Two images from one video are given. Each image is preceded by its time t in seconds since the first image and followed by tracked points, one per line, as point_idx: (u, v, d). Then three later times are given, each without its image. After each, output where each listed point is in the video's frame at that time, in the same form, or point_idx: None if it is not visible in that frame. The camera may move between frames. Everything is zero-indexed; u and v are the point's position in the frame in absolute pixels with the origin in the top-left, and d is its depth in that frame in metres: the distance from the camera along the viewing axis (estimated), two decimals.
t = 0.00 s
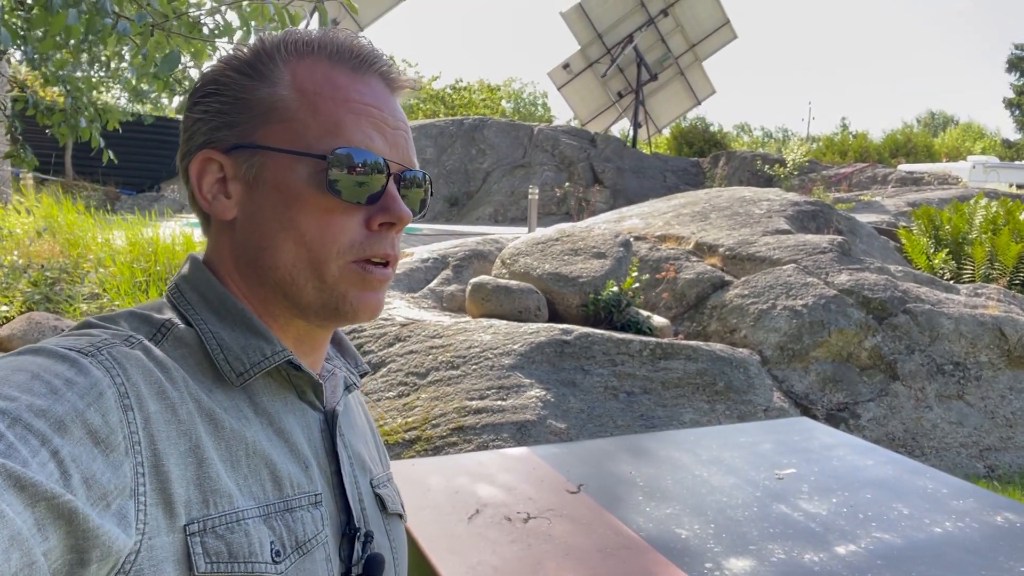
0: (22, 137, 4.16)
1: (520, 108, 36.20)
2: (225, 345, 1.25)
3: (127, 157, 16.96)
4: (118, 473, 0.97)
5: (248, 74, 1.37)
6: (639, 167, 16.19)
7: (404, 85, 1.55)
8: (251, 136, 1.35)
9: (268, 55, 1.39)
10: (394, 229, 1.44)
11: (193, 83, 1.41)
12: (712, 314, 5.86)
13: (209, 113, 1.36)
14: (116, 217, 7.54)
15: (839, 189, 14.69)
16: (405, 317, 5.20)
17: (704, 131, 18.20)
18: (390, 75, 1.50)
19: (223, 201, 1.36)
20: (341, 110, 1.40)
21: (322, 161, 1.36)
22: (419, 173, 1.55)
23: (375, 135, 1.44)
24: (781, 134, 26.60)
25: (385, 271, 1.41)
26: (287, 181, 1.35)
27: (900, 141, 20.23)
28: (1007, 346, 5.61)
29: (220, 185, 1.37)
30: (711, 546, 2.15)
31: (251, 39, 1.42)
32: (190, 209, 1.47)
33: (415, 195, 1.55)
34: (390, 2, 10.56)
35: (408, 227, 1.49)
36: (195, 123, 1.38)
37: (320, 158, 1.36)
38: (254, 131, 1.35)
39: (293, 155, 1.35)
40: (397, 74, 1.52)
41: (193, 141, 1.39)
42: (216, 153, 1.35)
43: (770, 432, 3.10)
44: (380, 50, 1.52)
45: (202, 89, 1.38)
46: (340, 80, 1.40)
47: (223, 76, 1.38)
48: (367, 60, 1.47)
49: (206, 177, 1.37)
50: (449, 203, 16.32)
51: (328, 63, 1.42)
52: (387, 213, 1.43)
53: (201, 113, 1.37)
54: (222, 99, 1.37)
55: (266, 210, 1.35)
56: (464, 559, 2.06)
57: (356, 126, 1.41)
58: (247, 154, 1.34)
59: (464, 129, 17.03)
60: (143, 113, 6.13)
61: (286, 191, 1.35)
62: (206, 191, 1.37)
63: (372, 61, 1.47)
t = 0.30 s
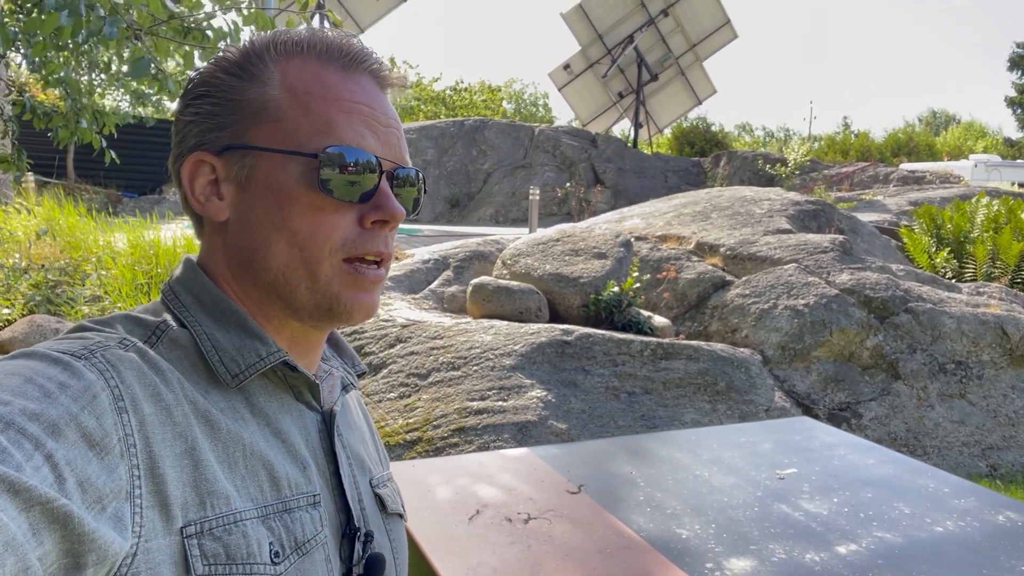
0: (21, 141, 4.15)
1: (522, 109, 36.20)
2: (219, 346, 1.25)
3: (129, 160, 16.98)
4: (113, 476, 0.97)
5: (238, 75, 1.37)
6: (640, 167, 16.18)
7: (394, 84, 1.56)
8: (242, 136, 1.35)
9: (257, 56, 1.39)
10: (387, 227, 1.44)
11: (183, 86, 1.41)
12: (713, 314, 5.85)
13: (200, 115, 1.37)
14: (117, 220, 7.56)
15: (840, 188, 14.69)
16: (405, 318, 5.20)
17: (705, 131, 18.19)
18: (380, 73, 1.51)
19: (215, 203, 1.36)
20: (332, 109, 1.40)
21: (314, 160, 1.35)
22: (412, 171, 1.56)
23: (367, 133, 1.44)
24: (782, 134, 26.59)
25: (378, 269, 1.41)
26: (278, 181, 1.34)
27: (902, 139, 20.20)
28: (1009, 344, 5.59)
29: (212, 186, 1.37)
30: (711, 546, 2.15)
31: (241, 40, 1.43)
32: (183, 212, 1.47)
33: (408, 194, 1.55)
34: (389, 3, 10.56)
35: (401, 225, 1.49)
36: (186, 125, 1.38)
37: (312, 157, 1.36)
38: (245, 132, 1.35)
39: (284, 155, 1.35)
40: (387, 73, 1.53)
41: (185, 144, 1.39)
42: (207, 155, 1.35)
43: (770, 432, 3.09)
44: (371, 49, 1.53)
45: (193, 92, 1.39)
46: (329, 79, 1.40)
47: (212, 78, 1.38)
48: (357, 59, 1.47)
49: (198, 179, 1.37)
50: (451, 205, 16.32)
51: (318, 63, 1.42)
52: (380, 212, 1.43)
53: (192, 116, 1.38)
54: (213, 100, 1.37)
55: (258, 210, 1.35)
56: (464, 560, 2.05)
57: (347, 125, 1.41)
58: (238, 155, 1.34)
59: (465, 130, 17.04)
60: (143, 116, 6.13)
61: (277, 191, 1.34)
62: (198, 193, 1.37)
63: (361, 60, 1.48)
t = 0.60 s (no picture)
0: (22, 142, 4.15)
1: (521, 110, 36.21)
2: (226, 343, 1.26)
3: (128, 162, 16.98)
4: (119, 472, 0.98)
5: (245, 73, 1.37)
6: (639, 168, 16.20)
7: (401, 82, 1.55)
8: (247, 134, 1.35)
9: (264, 53, 1.39)
10: (391, 227, 1.45)
11: (189, 81, 1.41)
12: (713, 314, 5.86)
13: (206, 112, 1.37)
14: (117, 221, 7.56)
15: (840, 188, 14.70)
16: (406, 319, 5.21)
17: (704, 131, 18.20)
18: (387, 71, 1.50)
19: (221, 200, 1.37)
20: (339, 108, 1.40)
21: (320, 159, 1.36)
22: (417, 170, 1.56)
23: (373, 132, 1.44)
24: (781, 134, 26.62)
25: (382, 267, 1.42)
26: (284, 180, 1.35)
27: (901, 139, 20.22)
28: (1009, 343, 5.59)
29: (218, 184, 1.38)
30: (712, 544, 2.15)
31: (247, 36, 1.43)
32: (188, 208, 1.48)
33: (414, 192, 1.55)
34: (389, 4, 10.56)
35: (406, 225, 1.50)
36: (192, 122, 1.39)
37: (318, 156, 1.36)
38: (251, 130, 1.35)
39: (290, 154, 1.35)
40: (394, 71, 1.53)
41: (191, 141, 1.39)
42: (213, 152, 1.35)
43: (771, 430, 3.10)
44: (377, 46, 1.52)
45: (198, 88, 1.39)
46: (336, 77, 1.40)
47: (218, 74, 1.38)
48: (364, 57, 1.47)
49: (204, 176, 1.37)
50: (451, 206, 16.34)
51: (324, 61, 1.42)
52: (385, 212, 1.43)
53: (198, 112, 1.38)
54: (218, 98, 1.37)
55: (263, 209, 1.36)
56: (466, 558, 2.06)
57: (353, 124, 1.41)
58: (244, 153, 1.35)
59: (465, 131, 17.05)
60: (143, 117, 6.14)
61: (283, 190, 1.35)
62: (204, 190, 1.38)
63: (368, 57, 1.47)
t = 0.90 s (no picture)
0: (21, 146, 4.15)
1: (520, 110, 36.22)
2: (230, 347, 1.26)
3: (128, 163, 16.97)
4: (122, 475, 0.98)
5: (254, 78, 1.37)
6: (639, 167, 16.21)
7: (408, 87, 1.55)
8: (257, 142, 1.35)
9: (272, 58, 1.39)
10: (402, 235, 1.45)
11: (196, 85, 1.41)
12: (714, 313, 5.86)
13: (214, 118, 1.37)
14: (117, 223, 7.56)
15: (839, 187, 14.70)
16: (407, 319, 5.21)
17: (704, 130, 18.20)
18: (396, 77, 1.50)
19: (229, 207, 1.37)
20: (349, 116, 1.40)
21: (331, 168, 1.36)
22: (425, 176, 1.56)
23: (384, 140, 1.44)
24: (780, 134, 26.64)
25: (394, 275, 1.42)
26: (295, 188, 1.35)
27: (900, 138, 20.24)
28: (1009, 341, 5.60)
29: (226, 190, 1.38)
30: (715, 544, 2.15)
31: (255, 40, 1.42)
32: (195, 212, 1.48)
33: (421, 197, 1.55)
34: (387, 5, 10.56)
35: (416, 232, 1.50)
36: (199, 126, 1.39)
37: (329, 166, 1.36)
38: (261, 137, 1.35)
39: (301, 162, 1.35)
40: (403, 77, 1.52)
41: (198, 145, 1.39)
42: (222, 159, 1.35)
43: (772, 430, 3.10)
44: (386, 51, 1.52)
45: (205, 93, 1.38)
46: (346, 85, 1.40)
47: (226, 79, 1.38)
48: (374, 63, 1.47)
49: (213, 183, 1.37)
50: (450, 206, 16.34)
51: (334, 67, 1.42)
52: (395, 220, 1.43)
53: (205, 117, 1.38)
54: (226, 103, 1.37)
55: (274, 216, 1.36)
56: (469, 559, 2.06)
57: (364, 132, 1.41)
58: (253, 161, 1.35)
59: (464, 131, 17.07)
60: (143, 119, 6.14)
61: (294, 198, 1.35)
62: (212, 197, 1.38)
63: (378, 64, 1.47)
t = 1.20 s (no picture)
0: (21, 149, 4.16)
1: (518, 112, 36.23)
2: (232, 343, 1.27)
3: (127, 166, 16.98)
4: (124, 470, 0.99)
5: (253, 76, 1.39)
6: (638, 168, 16.22)
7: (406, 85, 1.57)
8: (257, 138, 1.37)
9: (272, 57, 1.41)
10: (404, 229, 1.45)
11: (195, 85, 1.43)
12: (714, 313, 5.87)
13: (214, 115, 1.39)
14: (117, 225, 7.57)
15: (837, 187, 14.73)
16: (407, 320, 5.22)
17: (702, 131, 18.22)
18: (393, 74, 1.52)
19: (231, 204, 1.38)
20: (349, 111, 1.41)
21: (333, 163, 1.37)
22: (425, 172, 1.56)
23: (384, 134, 1.45)
24: (779, 135, 26.67)
25: (397, 269, 1.42)
26: (296, 183, 1.36)
27: (898, 139, 20.27)
28: (1008, 341, 5.61)
29: (228, 188, 1.39)
30: (717, 541, 2.16)
31: (253, 41, 1.44)
32: (196, 214, 1.49)
33: (420, 192, 1.55)
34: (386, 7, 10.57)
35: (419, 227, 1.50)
36: (198, 125, 1.40)
37: (332, 160, 1.37)
38: (261, 133, 1.37)
39: (302, 157, 1.36)
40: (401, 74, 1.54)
41: (198, 144, 1.41)
42: (223, 155, 1.37)
43: (773, 429, 3.11)
44: (383, 49, 1.54)
45: (205, 92, 1.40)
46: (345, 80, 1.42)
47: (226, 78, 1.40)
48: (371, 59, 1.49)
49: (214, 181, 1.38)
50: (449, 208, 16.34)
51: (332, 63, 1.43)
52: (398, 214, 1.43)
53: (205, 116, 1.40)
54: (226, 101, 1.39)
55: (276, 212, 1.36)
56: (471, 557, 2.07)
57: (364, 126, 1.42)
58: (255, 157, 1.36)
59: (463, 133, 17.09)
60: (142, 122, 6.15)
61: (295, 193, 1.36)
62: (214, 195, 1.39)
63: (376, 60, 1.49)
